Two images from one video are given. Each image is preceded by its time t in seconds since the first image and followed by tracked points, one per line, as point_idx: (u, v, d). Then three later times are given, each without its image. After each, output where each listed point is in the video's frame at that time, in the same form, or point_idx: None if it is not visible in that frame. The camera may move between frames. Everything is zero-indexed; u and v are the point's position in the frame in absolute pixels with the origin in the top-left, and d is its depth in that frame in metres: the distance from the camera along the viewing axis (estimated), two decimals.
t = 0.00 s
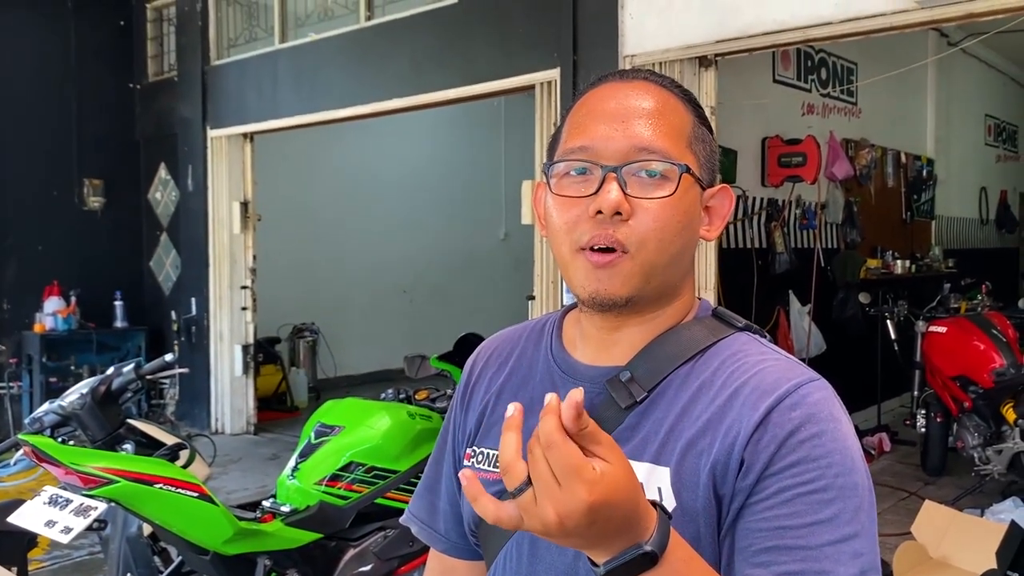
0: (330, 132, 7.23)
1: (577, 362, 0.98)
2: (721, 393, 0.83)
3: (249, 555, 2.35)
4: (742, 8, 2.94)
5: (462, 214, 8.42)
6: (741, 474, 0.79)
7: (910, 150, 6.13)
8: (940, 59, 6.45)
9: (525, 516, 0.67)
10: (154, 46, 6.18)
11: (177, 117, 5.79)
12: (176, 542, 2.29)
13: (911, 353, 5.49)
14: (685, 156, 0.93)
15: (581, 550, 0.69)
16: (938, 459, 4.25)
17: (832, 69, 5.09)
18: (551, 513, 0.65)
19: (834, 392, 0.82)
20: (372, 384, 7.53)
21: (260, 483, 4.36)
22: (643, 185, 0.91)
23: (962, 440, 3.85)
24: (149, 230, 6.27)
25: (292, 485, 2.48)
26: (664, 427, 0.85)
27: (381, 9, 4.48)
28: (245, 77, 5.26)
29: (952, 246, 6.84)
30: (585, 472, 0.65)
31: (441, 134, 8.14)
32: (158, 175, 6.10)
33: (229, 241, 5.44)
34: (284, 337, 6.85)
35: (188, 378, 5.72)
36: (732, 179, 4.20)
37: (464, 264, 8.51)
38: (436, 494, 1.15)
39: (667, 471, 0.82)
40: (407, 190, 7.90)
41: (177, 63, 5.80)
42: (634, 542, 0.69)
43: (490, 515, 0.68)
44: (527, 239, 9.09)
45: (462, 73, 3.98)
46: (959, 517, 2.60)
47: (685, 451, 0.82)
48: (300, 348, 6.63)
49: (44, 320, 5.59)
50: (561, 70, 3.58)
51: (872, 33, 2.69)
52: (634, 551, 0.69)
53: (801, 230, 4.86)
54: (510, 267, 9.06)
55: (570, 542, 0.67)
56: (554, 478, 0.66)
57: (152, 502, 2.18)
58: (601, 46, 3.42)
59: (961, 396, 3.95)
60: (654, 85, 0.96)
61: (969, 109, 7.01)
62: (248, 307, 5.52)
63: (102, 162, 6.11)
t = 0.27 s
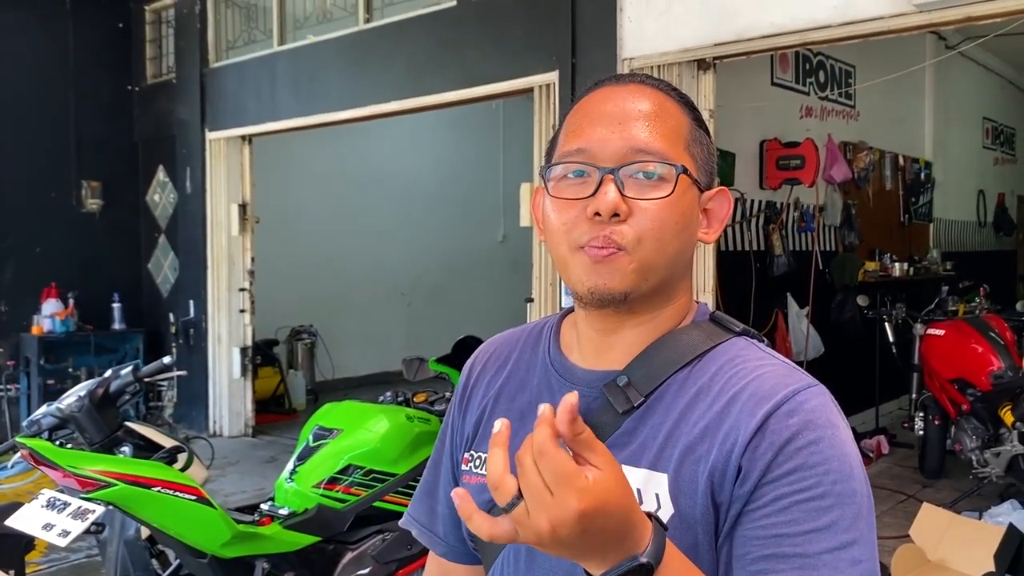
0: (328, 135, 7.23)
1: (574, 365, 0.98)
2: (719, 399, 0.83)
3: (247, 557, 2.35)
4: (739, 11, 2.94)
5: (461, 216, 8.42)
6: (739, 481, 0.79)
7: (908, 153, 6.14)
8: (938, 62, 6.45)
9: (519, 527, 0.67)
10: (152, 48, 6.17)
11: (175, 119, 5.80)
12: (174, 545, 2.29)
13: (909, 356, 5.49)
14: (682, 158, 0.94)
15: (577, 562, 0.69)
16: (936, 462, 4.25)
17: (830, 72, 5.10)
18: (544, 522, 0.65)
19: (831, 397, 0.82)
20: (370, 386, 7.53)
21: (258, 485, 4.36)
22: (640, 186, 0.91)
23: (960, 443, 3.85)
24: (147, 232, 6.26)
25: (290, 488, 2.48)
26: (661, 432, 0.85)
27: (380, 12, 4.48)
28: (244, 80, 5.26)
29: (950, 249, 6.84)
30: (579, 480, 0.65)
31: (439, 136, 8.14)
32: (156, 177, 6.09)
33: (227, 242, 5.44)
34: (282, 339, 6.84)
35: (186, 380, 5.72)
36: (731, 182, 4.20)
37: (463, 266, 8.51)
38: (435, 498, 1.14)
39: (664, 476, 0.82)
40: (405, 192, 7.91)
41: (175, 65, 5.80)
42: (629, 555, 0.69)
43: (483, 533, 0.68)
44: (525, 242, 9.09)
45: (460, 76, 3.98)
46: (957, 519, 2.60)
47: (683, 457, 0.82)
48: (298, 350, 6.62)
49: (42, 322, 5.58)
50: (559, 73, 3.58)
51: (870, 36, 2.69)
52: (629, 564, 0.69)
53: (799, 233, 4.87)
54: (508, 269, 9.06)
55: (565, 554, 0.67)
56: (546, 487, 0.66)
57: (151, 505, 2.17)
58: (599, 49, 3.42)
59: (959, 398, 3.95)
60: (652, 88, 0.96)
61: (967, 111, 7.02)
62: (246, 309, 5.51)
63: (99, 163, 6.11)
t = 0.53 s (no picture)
0: (325, 137, 7.24)
1: (568, 369, 0.98)
2: (712, 405, 0.83)
3: (242, 560, 2.35)
4: (736, 14, 2.95)
5: (458, 219, 8.42)
6: (732, 489, 0.79)
7: (905, 156, 6.15)
8: (935, 66, 6.47)
9: (505, 545, 0.67)
10: (149, 50, 6.17)
11: (172, 121, 5.80)
12: (169, 548, 2.29)
13: (906, 359, 5.50)
14: (682, 160, 0.94)
15: None
16: (932, 464, 4.26)
17: (827, 75, 5.11)
18: (530, 541, 0.65)
19: (823, 402, 0.82)
20: (367, 389, 7.52)
21: (255, 488, 4.35)
22: (640, 188, 0.91)
23: (957, 445, 3.86)
24: (144, 234, 6.26)
25: (286, 491, 2.47)
26: (654, 438, 0.85)
27: (377, 15, 4.49)
28: (241, 82, 5.26)
29: (947, 252, 6.86)
30: (561, 500, 0.65)
31: (436, 139, 8.14)
32: (153, 179, 6.08)
33: (224, 245, 5.43)
34: (279, 342, 6.84)
35: (183, 383, 5.71)
36: (728, 184, 4.21)
37: (460, 269, 8.51)
38: (428, 500, 1.14)
39: (657, 482, 0.82)
40: (403, 194, 7.91)
41: (173, 67, 5.79)
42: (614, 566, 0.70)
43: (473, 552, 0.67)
44: (523, 244, 9.09)
45: (458, 79, 3.99)
46: (951, 522, 2.61)
47: (676, 462, 0.82)
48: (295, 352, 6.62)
49: (38, 324, 5.57)
50: (555, 76, 3.58)
51: (866, 39, 2.70)
52: None
53: (796, 236, 4.88)
54: (506, 272, 9.06)
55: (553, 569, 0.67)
56: (530, 507, 0.65)
57: (146, 508, 2.17)
58: (596, 52, 3.43)
59: (955, 401, 3.96)
60: (653, 90, 0.97)
61: (964, 114, 7.03)
62: (243, 312, 5.51)
63: (96, 165, 6.10)
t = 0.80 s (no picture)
0: (323, 140, 7.24)
1: (563, 372, 0.98)
2: (705, 410, 0.83)
3: (238, 564, 2.35)
4: (733, 17, 2.95)
5: (455, 221, 8.42)
6: (725, 495, 0.79)
7: (901, 159, 6.17)
8: (931, 69, 6.49)
9: (493, 554, 0.68)
10: (146, 53, 6.16)
11: (169, 124, 5.79)
12: (164, 552, 2.28)
13: (903, 362, 5.50)
14: (677, 166, 0.94)
15: None
16: (929, 468, 4.26)
17: (823, 78, 5.12)
18: (516, 552, 0.66)
19: (817, 409, 0.82)
20: (364, 391, 7.51)
21: (251, 491, 4.34)
22: (634, 195, 0.91)
23: (953, 449, 3.87)
24: (140, 237, 6.24)
25: (281, 494, 2.47)
26: (647, 443, 0.85)
27: (374, 18, 4.49)
28: (238, 85, 5.26)
29: (943, 255, 6.87)
30: (548, 511, 0.65)
31: (434, 141, 8.15)
32: (150, 182, 6.08)
33: (220, 247, 5.43)
34: (275, 345, 6.83)
35: (179, 386, 5.70)
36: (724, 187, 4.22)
37: (457, 271, 8.51)
38: (423, 502, 1.14)
39: (650, 487, 0.83)
40: (400, 197, 7.91)
41: (169, 70, 5.79)
42: None
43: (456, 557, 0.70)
44: (520, 247, 9.09)
45: (455, 81, 3.99)
46: (947, 525, 2.61)
47: (669, 467, 0.82)
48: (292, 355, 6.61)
49: (34, 327, 5.56)
50: (552, 79, 3.59)
51: (862, 43, 2.70)
52: None
53: (793, 239, 4.88)
54: (503, 274, 9.06)
55: None
56: (516, 516, 0.66)
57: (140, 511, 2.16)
58: (593, 56, 3.43)
59: (951, 404, 3.97)
60: (649, 94, 0.96)
61: (960, 118, 7.05)
62: (240, 314, 5.50)
63: (92, 168, 6.09)
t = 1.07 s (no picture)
0: (319, 142, 7.23)
1: (554, 374, 0.98)
2: (693, 408, 0.83)
3: (233, 568, 2.33)
4: (730, 20, 2.95)
5: (451, 224, 8.41)
6: (715, 494, 0.78)
7: (897, 163, 6.18)
8: (927, 73, 6.50)
9: None
10: (142, 55, 6.16)
11: (165, 126, 5.78)
12: (159, 555, 2.27)
13: (899, 365, 5.51)
14: (658, 166, 0.93)
15: None
16: (925, 471, 4.26)
17: (819, 82, 5.13)
18: None
19: (805, 403, 0.82)
20: (360, 395, 7.50)
21: (247, 494, 4.33)
22: (615, 196, 0.91)
23: (949, 452, 3.87)
24: (136, 239, 6.23)
25: (277, 498, 2.46)
26: (637, 441, 0.84)
27: (371, 20, 4.48)
28: (234, 87, 5.25)
29: (939, 259, 6.88)
30: (512, 546, 0.69)
31: (430, 144, 8.14)
32: (146, 184, 6.07)
33: (216, 250, 5.41)
34: (271, 347, 6.81)
35: (175, 389, 5.69)
36: (721, 190, 4.22)
37: (453, 274, 8.50)
38: (421, 508, 1.14)
39: (639, 485, 0.82)
40: (396, 200, 7.91)
41: (166, 72, 5.79)
42: None
43: None
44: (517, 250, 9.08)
45: (452, 84, 3.99)
46: (944, 530, 2.61)
47: (658, 466, 0.82)
48: (288, 358, 6.60)
49: (29, 329, 5.53)
50: (549, 82, 3.59)
51: (859, 46, 2.71)
52: None
53: (789, 242, 4.88)
54: (499, 278, 9.05)
55: None
56: (482, 549, 0.70)
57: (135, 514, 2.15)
58: (590, 59, 3.43)
59: (948, 407, 3.97)
60: (629, 96, 0.96)
61: (956, 122, 7.07)
62: (236, 317, 5.48)
63: (87, 170, 6.08)
